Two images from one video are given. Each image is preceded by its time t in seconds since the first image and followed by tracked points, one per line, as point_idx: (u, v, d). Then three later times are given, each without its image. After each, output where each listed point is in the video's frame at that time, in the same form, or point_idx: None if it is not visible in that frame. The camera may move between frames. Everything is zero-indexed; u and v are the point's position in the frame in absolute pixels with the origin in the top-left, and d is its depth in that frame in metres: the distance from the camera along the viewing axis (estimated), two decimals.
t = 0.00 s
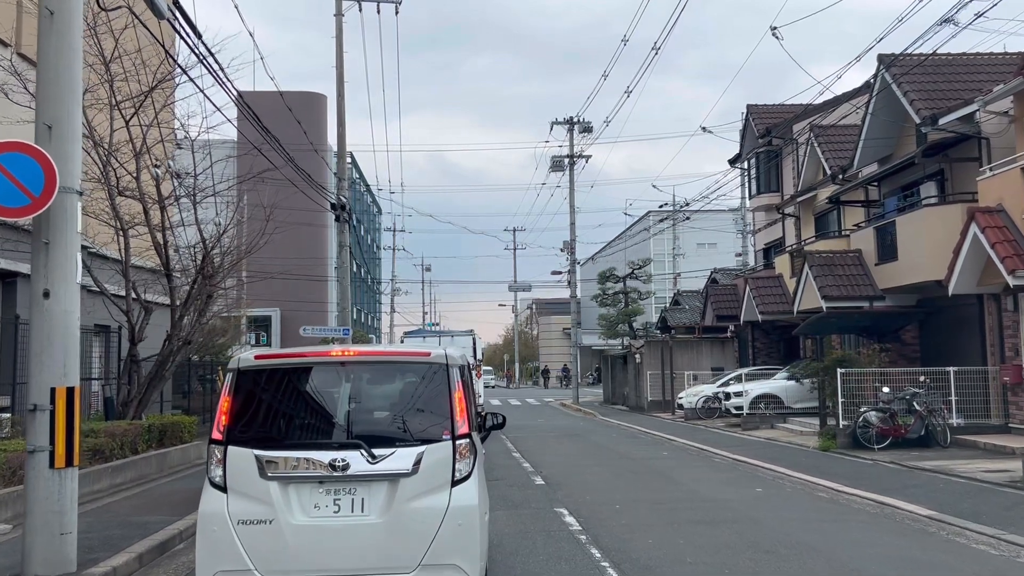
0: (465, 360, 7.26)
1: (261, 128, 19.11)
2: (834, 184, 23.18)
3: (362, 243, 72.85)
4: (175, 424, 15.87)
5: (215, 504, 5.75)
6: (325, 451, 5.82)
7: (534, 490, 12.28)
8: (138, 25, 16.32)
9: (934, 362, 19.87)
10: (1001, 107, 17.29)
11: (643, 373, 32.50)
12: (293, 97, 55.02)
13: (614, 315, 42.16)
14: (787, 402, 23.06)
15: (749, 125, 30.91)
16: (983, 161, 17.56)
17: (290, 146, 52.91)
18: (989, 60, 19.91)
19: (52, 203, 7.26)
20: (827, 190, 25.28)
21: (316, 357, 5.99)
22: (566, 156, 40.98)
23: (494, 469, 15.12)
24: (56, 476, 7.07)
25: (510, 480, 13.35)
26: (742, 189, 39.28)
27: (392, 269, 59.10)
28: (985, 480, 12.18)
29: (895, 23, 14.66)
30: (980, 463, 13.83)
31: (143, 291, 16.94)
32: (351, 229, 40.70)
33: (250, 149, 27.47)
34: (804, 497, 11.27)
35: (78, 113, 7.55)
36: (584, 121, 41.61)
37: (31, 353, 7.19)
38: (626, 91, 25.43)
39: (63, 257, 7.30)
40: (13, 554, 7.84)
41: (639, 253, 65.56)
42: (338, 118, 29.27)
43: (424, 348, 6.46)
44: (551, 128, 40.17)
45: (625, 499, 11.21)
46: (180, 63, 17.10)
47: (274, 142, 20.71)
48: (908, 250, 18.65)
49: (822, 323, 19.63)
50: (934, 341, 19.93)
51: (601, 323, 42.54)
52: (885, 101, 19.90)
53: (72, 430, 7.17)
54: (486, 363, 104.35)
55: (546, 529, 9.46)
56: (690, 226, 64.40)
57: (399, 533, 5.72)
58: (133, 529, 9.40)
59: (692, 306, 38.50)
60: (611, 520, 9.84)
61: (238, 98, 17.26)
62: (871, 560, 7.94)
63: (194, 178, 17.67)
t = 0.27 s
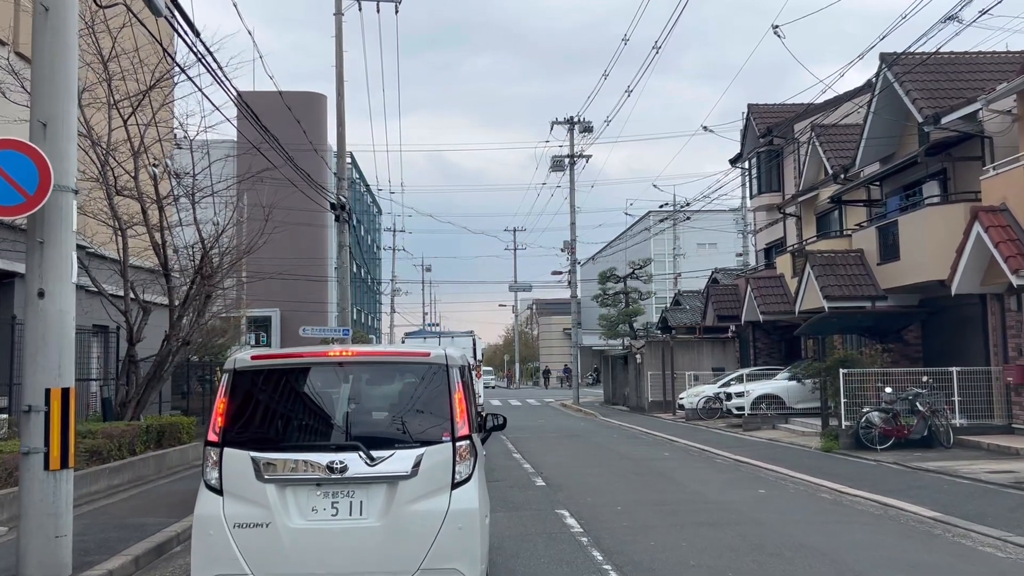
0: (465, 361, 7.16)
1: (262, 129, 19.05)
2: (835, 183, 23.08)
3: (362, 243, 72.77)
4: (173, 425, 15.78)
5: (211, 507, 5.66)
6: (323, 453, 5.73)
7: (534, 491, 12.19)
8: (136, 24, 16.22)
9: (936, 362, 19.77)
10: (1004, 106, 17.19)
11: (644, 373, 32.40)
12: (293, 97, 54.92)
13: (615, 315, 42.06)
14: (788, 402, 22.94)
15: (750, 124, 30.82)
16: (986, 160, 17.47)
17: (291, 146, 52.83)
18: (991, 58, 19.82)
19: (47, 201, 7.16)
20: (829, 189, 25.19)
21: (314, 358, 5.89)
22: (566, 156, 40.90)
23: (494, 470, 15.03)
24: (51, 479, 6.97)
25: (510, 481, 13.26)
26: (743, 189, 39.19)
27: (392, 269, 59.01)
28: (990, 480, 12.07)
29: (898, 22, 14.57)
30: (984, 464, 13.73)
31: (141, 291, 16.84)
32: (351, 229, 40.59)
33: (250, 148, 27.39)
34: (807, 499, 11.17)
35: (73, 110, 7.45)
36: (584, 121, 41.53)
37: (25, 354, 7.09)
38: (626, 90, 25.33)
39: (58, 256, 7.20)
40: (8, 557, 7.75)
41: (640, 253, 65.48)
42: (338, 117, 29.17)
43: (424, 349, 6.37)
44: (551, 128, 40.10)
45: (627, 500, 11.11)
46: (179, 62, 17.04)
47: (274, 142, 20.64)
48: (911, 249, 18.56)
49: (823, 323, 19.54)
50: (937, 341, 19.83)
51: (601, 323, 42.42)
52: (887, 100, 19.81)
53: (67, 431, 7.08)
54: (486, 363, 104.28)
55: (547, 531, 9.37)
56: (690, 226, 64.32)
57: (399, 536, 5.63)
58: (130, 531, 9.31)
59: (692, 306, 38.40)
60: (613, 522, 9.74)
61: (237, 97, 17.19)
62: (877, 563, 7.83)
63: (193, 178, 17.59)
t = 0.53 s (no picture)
0: (465, 361, 7.07)
1: (262, 129, 18.98)
2: (837, 183, 23.00)
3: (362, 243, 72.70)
4: (172, 426, 15.70)
5: (207, 510, 5.58)
6: (321, 455, 5.65)
7: (535, 493, 12.11)
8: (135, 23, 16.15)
9: (938, 362, 19.68)
10: (1007, 105, 17.11)
11: (644, 373, 32.32)
12: (292, 97, 54.85)
13: (615, 315, 41.98)
14: (790, 402, 22.85)
15: (750, 124, 30.74)
16: (988, 159, 17.39)
17: (291, 146, 52.76)
18: (993, 57, 19.74)
19: (43, 200, 7.09)
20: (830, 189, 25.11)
21: (312, 358, 5.81)
22: (567, 156, 40.83)
23: (495, 471, 14.95)
24: (47, 480, 6.88)
25: (511, 482, 13.17)
26: (744, 189, 39.12)
27: (392, 269, 58.95)
28: (993, 481, 12.00)
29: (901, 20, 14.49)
30: (987, 465, 13.65)
31: (140, 291, 16.77)
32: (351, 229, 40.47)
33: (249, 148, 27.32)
34: (810, 500, 11.09)
35: (69, 107, 7.38)
36: (585, 121, 41.46)
37: (20, 354, 7.01)
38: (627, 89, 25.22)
39: (54, 255, 7.12)
40: (4, 560, 7.67)
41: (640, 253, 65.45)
42: (338, 117, 29.12)
43: (423, 349, 6.29)
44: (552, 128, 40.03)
45: (628, 501, 11.03)
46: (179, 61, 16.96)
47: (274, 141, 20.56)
48: (913, 249, 18.47)
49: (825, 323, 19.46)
50: (939, 341, 19.74)
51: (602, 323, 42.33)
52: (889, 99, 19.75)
53: (63, 433, 6.99)
54: (487, 364, 104.23)
55: (548, 533, 9.29)
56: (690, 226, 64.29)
57: (398, 539, 5.55)
58: (128, 533, 9.24)
59: (693, 306, 38.33)
60: (614, 523, 9.67)
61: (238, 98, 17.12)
62: (881, 565, 7.76)
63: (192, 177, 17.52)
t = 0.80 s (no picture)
0: (466, 361, 6.98)
1: (261, 128, 18.89)
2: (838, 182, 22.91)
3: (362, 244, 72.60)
4: (171, 427, 15.61)
5: (203, 513, 5.49)
6: (319, 457, 5.56)
7: (535, 494, 12.02)
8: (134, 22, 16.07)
9: (941, 362, 19.59)
10: (1010, 103, 17.01)
11: (645, 374, 32.23)
12: (292, 97, 54.76)
13: (615, 315, 41.88)
14: (791, 403, 22.75)
15: (751, 123, 30.65)
16: (991, 158, 17.29)
17: (291, 146, 52.68)
18: (996, 56, 19.65)
19: (37, 198, 7.00)
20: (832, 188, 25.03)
21: (311, 358, 5.72)
22: (567, 155, 40.75)
23: (495, 472, 14.87)
24: (41, 483, 6.79)
25: (511, 484, 13.08)
26: (745, 188, 39.03)
27: (392, 270, 58.86)
28: (997, 482, 11.91)
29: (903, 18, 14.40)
30: (991, 466, 13.55)
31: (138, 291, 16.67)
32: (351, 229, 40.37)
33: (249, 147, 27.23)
34: (813, 501, 11.00)
35: (64, 104, 7.29)
36: (585, 120, 41.38)
37: (15, 355, 6.92)
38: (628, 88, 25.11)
39: (48, 254, 7.03)
40: None
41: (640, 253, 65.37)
42: (337, 117, 29.03)
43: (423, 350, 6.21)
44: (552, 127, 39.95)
45: (630, 503, 10.94)
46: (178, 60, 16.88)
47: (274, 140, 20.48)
48: (915, 248, 18.38)
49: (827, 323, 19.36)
50: (941, 341, 19.65)
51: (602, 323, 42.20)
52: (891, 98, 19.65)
53: (59, 435, 6.90)
54: (488, 364, 104.15)
55: (549, 535, 9.20)
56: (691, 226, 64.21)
57: (397, 543, 5.46)
58: (125, 535, 9.15)
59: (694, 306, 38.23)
60: (616, 525, 9.58)
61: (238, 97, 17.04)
62: (886, 567, 7.67)
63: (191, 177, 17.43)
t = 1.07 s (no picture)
0: (465, 363, 6.86)
1: (260, 128, 18.77)
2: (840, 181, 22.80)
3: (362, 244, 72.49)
4: (169, 428, 15.50)
5: (198, 517, 5.38)
6: (317, 459, 5.45)
7: (536, 496, 11.91)
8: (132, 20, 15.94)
9: (944, 363, 19.47)
10: (1014, 102, 16.89)
11: (646, 374, 32.11)
12: (292, 96, 54.64)
13: (616, 315, 41.77)
14: (793, 403, 22.63)
15: (752, 122, 30.53)
16: (995, 156, 17.18)
17: (291, 146, 52.59)
18: (999, 54, 19.53)
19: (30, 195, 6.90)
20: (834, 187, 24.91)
21: (309, 359, 5.60)
22: (568, 155, 40.66)
23: (496, 473, 14.75)
24: (34, 485, 6.67)
25: (512, 485, 12.96)
26: (746, 188, 38.92)
27: (392, 270, 58.75)
28: (1003, 483, 11.80)
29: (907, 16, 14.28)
30: (996, 466, 13.43)
31: (136, 291, 16.55)
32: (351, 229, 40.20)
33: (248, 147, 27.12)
34: (818, 503, 10.87)
35: (58, 100, 7.17)
36: (585, 120, 41.27)
37: (7, 355, 6.81)
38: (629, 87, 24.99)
39: (42, 252, 6.92)
40: None
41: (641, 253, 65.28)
42: (338, 116, 28.92)
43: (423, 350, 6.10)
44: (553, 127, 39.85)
45: (632, 504, 10.82)
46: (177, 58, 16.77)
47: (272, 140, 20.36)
48: (918, 247, 18.25)
49: (829, 323, 19.24)
50: (945, 341, 19.52)
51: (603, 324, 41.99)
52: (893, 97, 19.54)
53: (52, 437, 6.79)
54: (488, 364, 104.09)
55: (551, 537, 9.09)
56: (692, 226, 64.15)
57: (396, 546, 5.34)
58: (120, 538, 9.04)
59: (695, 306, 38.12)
60: (618, 528, 9.47)
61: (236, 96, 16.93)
62: (892, 570, 7.56)
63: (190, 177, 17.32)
